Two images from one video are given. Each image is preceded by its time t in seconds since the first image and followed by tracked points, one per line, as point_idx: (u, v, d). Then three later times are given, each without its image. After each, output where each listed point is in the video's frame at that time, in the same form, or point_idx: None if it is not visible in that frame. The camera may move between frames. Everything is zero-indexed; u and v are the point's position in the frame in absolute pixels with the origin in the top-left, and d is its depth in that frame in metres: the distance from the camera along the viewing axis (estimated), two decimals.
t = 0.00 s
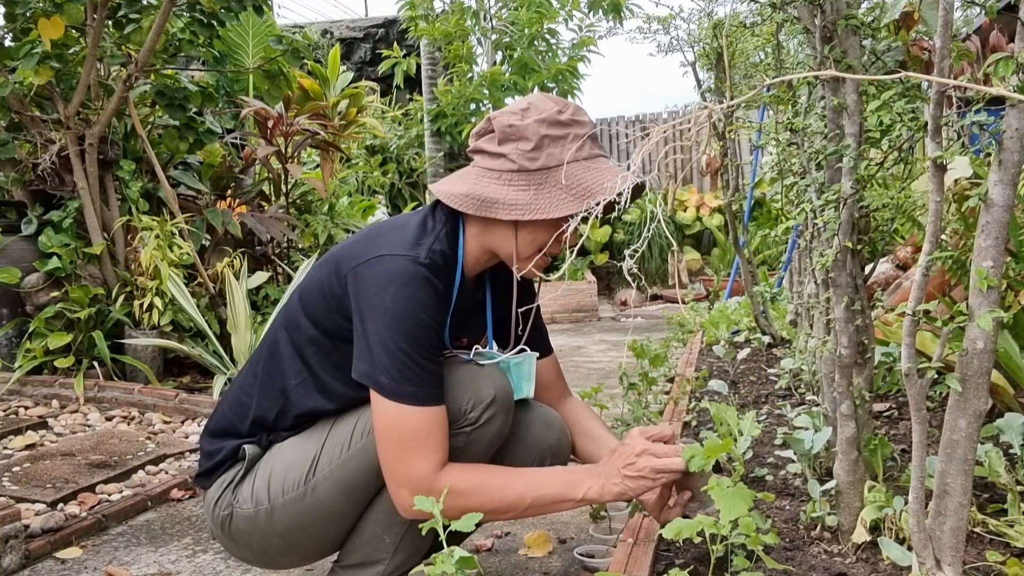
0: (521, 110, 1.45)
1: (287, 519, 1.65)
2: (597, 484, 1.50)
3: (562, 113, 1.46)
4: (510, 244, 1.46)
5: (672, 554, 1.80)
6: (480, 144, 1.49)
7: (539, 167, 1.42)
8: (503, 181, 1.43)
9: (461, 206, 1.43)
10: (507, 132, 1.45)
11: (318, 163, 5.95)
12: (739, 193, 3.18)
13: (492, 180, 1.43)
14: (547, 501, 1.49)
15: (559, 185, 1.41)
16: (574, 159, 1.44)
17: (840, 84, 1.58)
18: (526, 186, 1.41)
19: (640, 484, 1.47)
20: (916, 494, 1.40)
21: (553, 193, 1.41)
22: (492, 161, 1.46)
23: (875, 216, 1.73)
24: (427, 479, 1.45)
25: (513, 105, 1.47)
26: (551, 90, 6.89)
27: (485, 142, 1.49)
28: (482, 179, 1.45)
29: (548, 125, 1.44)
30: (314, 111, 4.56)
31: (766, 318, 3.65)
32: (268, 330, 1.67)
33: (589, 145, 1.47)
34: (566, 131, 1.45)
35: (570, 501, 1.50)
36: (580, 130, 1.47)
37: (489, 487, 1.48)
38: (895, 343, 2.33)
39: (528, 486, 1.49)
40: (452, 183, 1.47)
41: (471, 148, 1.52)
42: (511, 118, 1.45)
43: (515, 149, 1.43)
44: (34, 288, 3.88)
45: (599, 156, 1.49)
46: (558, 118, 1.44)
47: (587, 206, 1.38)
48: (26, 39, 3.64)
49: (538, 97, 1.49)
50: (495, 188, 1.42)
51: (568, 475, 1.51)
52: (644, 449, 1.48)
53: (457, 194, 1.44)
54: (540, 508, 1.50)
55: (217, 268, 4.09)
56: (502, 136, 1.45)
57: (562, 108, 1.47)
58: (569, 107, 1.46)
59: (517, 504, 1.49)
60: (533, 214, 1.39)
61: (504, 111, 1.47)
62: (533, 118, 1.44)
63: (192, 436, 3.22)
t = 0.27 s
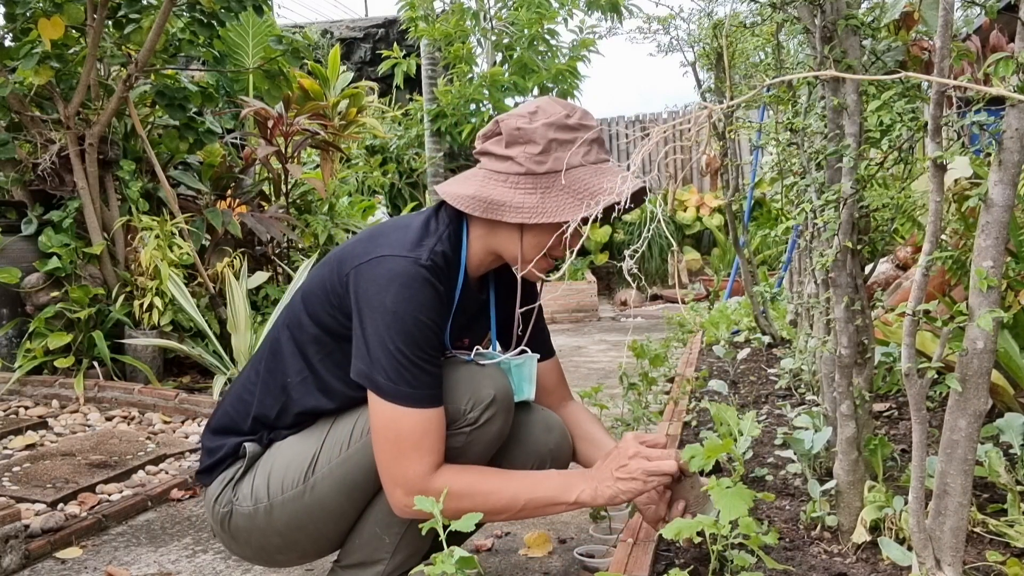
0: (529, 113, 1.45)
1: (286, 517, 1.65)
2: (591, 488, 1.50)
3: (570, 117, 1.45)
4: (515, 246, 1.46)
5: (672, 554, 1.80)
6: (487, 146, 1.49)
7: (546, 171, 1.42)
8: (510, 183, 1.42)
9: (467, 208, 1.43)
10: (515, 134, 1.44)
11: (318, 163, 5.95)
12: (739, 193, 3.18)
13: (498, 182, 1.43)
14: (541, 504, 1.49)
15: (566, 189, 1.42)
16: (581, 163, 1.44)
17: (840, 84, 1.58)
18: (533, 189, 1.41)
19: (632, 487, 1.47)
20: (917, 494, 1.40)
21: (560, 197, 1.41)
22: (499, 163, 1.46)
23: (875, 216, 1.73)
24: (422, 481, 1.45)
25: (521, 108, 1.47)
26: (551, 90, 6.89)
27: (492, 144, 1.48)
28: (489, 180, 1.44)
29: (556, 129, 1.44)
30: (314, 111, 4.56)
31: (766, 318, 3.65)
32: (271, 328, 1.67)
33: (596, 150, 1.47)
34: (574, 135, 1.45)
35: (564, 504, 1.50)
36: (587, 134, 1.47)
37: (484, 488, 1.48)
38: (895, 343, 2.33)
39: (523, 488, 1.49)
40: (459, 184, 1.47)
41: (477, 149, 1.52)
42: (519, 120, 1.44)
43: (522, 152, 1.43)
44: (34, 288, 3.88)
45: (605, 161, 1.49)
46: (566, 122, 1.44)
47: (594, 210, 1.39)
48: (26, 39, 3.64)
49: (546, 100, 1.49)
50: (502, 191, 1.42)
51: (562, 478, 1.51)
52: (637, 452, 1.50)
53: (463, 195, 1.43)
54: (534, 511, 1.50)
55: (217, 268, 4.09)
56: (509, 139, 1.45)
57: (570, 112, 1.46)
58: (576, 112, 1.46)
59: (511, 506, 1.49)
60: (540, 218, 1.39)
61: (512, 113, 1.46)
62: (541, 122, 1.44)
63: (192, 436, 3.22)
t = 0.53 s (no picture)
0: (535, 115, 1.45)
1: (285, 516, 1.65)
2: (589, 489, 1.49)
3: (576, 120, 1.45)
4: (518, 248, 1.46)
5: (672, 554, 1.80)
6: (492, 148, 1.48)
7: (551, 174, 1.42)
8: (515, 185, 1.42)
9: (471, 209, 1.43)
10: (520, 137, 1.44)
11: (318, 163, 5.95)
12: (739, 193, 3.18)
13: (503, 184, 1.43)
14: (538, 505, 1.49)
15: (570, 192, 1.41)
16: (586, 166, 1.44)
17: (840, 84, 1.58)
18: (537, 192, 1.41)
19: (631, 493, 1.46)
20: (917, 494, 1.40)
21: (564, 199, 1.41)
22: (504, 164, 1.45)
23: (875, 215, 1.72)
24: (419, 482, 1.44)
25: (527, 109, 1.47)
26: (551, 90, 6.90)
27: (497, 146, 1.48)
28: (493, 182, 1.44)
29: (561, 131, 1.44)
30: (314, 111, 4.56)
31: (766, 318, 3.65)
32: (272, 326, 1.67)
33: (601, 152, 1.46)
34: (579, 138, 1.44)
35: (561, 506, 1.50)
36: (592, 137, 1.46)
37: (482, 490, 1.48)
38: (895, 343, 2.33)
39: (521, 489, 1.49)
40: (463, 185, 1.47)
41: (481, 151, 1.52)
42: (525, 122, 1.44)
43: (527, 155, 1.43)
44: (34, 288, 3.87)
45: (610, 163, 1.49)
46: (571, 125, 1.44)
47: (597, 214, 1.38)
48: (25, 38, 3.64)
49: (551, 102, 1.48)
50: (506, 193, 1.42)
51: (559, 478, 1.51)
52: (638, 458, 1.47)
53: (467, 196, 1.43)
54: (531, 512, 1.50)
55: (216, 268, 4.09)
56: (514, 141, 1.45)
57: (576, 114, 1.46)
58: (582, 114, 1.45)
59: (509, 507, 1.49)
60: (543, 220, 1.39)
61: (517, 115, 1.46)
62: (546, 124, 1.43)
63: (192, 436, 3.22)
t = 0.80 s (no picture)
0: (538, 117, 1.45)
1: (285, 516, 1.65)
2: (583, 487, 1.50)
3: (579, 122, 1.45)
4: (520, 251, 1.46)
5: (672, 554, 1.80)
6: (494, 150, 1.48)
7: (554, 177, 1.42)
8: (518, 188, 1.42)
9: (474, 212, 1.42)
10: (523, 139, 1.44)
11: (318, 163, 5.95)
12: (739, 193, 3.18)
13: (506, 187, 1.43)
14: (532, 504, 1.49)
15: (574, 195, 1.41)
16: (589, 169, 1.44)
17: (840, 84, 1.58)
18: (541, 195, 1.41)
19: (629, 497, 1.47)
20: (917, 494, 1.40)
21: (568, 202, 1.41)
22: (507, 167, 1.45)
23: (875, 216, 1.72)
24: (413, 483, 1.45)
25: (530, 112, 1.47)
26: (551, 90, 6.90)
27: (500, 148, 1.48)
28: (496, 185, 1.44)
29: (565, 134, 1.44)
30: (314, 111, 4.56)
31: (766, 318, 3.65)
32: (273, 326, 1.66)
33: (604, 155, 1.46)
34: (582, 140, 1.44)
35: (555, 504, 1.50)
36: (595, 139, 1.46)
37: (476, 490, 1.48)
38: (895, 343, 2.33)
39: (514, 488, 1.49)
40: (466, 188, 1.46)
41: (484, 154, 1.51)
42: (528, 125, 1.44)
43: (531, 157, 1.43)
44: (34, 288, 3.87)
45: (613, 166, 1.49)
46: (575, 128, 1.44)
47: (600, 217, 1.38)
48: (25, 38, 3.64)
49: (554, 105, 1.48)
50: (509, 196, 1.42)
51: (555, 476, 1.51)
52: (640, 463, 1.49)
53: (471, 199, 1.43)
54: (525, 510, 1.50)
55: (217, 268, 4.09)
56: (518, 143, 1.45)
57: (580, 117, 1.46)
58: (585, 117, 1.45)
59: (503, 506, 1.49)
60: (547, 224, 1.39)
61: (520, 118, 1.46)
62: (550, 127, 1.43)
63: (192, 437, 3.22)
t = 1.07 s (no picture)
0: (538, 117, 1.44)
1: (286, 516, 1.65)
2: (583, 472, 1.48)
3: (579, 122, 1.45)
4: (521, 251, 1.46)
5: (672, 554, 1.80)
6: (494, 150, 1.48)
7: (554, 176, 1.42)
8: (518, 188, 1.42)
9: (474, 212, 1.42)
10: (523, 139, 1.44)
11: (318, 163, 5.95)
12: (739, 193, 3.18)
13: (506, 187, 1.43)
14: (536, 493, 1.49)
15: (574, 195, 1.41)
16: (589, 168, 1.44)
17: (840, 84, 1.58)
18: (540, 194, 1.41)
19: (629, 467, 1.44)
20: (917, 494, 1.40)
21: (567, 202, 1.41)
22: (506, 167, 1.45)
23: (875, 216, 1.72)
24: (415, 482, 1.45)
25: (530, 111, 1.47)
26: (551, 90, 6.90)
27: (499, 148, 1.48)
28: (496, 185, 1.44)
29: (564, 133, 1.43)
30: (314, 111, 4.56)
31: (766, 318, 3.64)
32: (274, 326, 1.66)
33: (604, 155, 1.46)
34: (582, 139, 1.44)
35: (557, 491, 1.48)
36: (595, 138, 1.46)
37: (479, 483, 1.48)
38: (895, 343, 2.33)
39: (516, 479, 1.49)
40: (466, 188, 1.46)
41: (483, 153, 1.51)
42: (528, 124, 1.44)
43: (531, 157, 1.43)
44: (34, 288, 3.87)
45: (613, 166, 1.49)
46: (575, 126, 1.44)
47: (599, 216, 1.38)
48: (25, 38, 3.64)
49: (554, 104, 1.48)
50: (509, 195, 1.42)
51: (555, 463, 1.50)
52: (636, 431, 1.47)
53: (470, 199, 1.43)
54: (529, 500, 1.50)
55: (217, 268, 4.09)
56: (518, 143, 1.45)
57: (580, 116, 1.46)
58: (584, 116, 1.45)
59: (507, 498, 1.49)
60: (547, 223, 1.39)
61: (520, 117, 1.46)
62: (550, 126, 1.43)
63: (192, 436, 3.22)
